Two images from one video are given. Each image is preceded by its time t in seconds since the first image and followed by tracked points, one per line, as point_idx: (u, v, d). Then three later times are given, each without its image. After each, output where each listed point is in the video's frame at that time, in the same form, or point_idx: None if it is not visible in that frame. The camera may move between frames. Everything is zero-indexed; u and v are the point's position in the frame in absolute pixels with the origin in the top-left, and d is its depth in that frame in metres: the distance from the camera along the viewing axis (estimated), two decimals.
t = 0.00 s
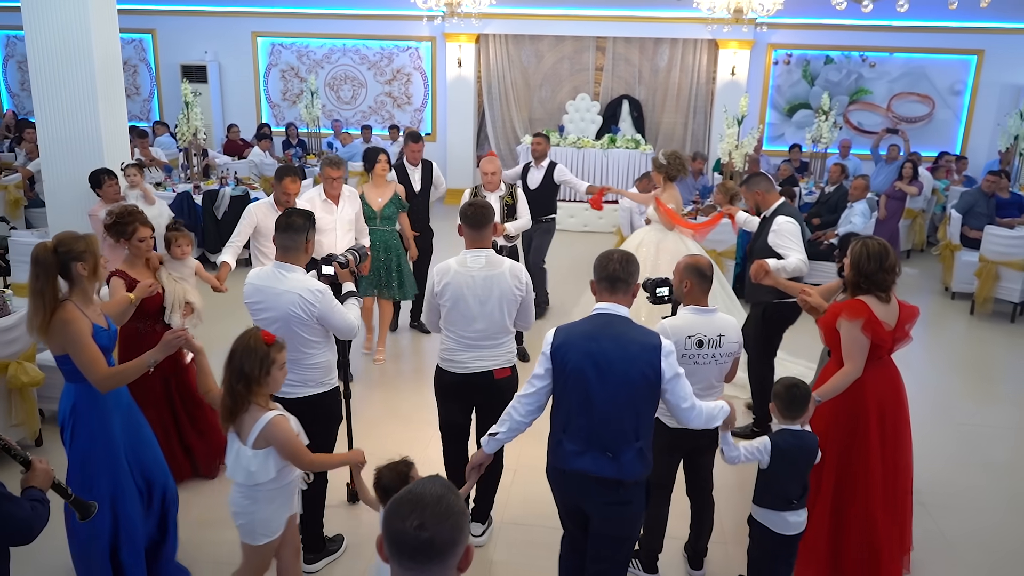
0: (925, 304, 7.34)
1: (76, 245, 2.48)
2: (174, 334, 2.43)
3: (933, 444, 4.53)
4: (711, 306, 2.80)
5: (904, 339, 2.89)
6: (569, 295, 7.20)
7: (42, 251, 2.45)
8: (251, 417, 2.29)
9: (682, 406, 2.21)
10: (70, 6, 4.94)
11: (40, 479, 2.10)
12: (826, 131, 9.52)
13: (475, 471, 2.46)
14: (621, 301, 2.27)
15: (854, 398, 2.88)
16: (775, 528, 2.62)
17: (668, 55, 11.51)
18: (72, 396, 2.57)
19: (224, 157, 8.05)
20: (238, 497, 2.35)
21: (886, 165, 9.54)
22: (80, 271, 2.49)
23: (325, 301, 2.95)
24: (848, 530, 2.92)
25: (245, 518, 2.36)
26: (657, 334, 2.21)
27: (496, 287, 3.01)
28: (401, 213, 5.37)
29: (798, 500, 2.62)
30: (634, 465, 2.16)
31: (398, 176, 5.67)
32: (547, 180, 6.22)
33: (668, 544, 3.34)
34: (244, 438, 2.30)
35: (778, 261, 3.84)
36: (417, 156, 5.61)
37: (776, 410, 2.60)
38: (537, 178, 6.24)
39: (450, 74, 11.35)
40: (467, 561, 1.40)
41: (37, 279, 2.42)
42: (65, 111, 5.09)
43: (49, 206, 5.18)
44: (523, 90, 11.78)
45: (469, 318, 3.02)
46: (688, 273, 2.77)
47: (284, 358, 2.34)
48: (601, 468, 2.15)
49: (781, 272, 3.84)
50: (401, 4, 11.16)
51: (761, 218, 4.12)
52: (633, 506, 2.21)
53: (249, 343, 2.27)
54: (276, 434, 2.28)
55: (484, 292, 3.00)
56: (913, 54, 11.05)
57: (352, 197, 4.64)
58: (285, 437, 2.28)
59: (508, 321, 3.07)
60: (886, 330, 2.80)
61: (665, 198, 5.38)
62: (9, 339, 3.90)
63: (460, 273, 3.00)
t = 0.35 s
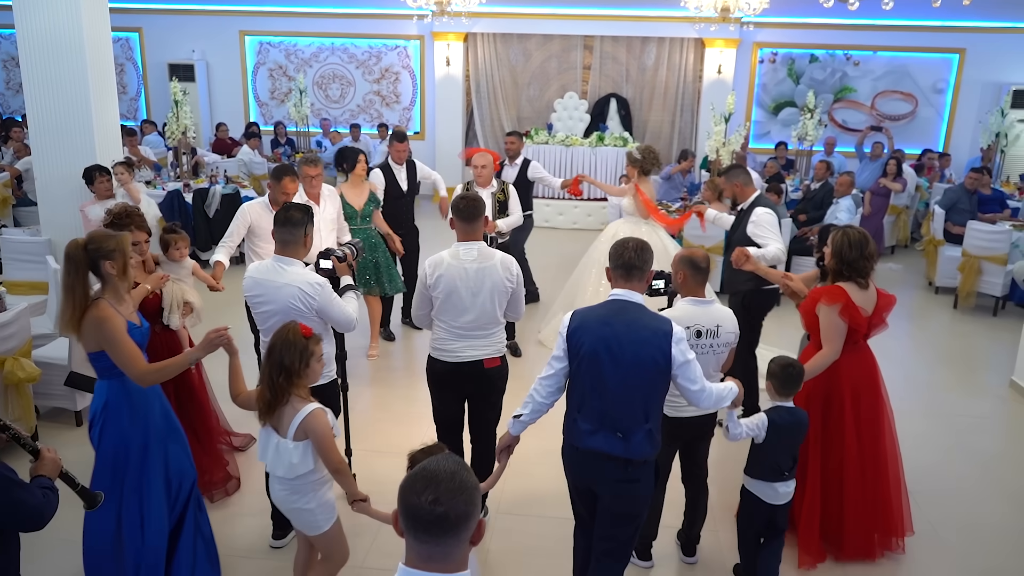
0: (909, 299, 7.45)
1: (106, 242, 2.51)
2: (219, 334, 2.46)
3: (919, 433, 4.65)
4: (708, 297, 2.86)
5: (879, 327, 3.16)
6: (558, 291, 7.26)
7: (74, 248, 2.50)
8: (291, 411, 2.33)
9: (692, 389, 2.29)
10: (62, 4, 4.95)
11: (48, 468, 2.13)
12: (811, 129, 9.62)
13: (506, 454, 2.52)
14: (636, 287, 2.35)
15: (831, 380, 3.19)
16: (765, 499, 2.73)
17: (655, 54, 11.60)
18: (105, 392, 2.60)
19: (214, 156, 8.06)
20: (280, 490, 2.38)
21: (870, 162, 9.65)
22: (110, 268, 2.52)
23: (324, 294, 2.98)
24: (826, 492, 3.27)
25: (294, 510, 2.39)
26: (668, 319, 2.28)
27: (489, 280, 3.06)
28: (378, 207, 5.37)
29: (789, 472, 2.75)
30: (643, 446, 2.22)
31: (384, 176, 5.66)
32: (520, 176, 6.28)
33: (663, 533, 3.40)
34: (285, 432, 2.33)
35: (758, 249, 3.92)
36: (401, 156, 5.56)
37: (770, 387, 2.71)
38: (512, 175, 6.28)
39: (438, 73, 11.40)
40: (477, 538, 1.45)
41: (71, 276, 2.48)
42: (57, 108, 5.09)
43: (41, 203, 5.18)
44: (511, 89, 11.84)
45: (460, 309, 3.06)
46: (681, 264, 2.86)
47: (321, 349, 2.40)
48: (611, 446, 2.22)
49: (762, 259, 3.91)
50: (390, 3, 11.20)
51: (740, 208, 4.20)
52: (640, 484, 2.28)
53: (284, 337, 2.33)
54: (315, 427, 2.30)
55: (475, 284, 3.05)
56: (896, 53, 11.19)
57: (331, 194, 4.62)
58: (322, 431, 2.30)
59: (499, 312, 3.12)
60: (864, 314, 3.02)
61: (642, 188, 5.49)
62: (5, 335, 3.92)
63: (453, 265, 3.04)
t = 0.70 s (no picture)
0: (895, 293, 7.55)
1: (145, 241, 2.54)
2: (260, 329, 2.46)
3: (907, 424, 4.71)
4: (705, 287, 2.93)
5: (854, 314, 3.25)
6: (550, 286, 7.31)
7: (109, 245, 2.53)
8: (327, 401, 2.37)
9: (705, 372, 2.35)
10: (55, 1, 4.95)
11: (55, 456, 2.15)
12: (798, 125, 9.70)
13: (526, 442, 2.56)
14: (652, 276, 2.43)
15: (808, 367, 3.28)
16: (778, 475, 2.93)
17: (643, 51, 11.68)
18: (144, 390, 2.60)
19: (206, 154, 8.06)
20: (314, 481, 2.42)
21: (856, 159, 9.76)
22: (146, 264, 2.53)
23: (323, 286, 3.02)
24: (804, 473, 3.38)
25: (326, 501, 2.42)
26: (682, 308, 2.35)
27: (483, 272, 3.11)
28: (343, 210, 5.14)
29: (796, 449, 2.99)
30: (659, 427, 2.29)
31: (366, 176, 5.53)
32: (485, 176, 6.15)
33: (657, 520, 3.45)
34: (319, 422, 2.38)
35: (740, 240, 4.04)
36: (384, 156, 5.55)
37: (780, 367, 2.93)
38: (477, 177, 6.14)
39: (428, 71, 11.46)
40: (486, 512, 1.49)
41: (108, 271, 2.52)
42: (50, 106, 5.10)
43: (34, 201, 5.18)
44: (500, 87, 11.90)
45: (452, 301, 3.10)
46: (680, 255, 2.91)
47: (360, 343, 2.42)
48: (627, 428, 2.30)
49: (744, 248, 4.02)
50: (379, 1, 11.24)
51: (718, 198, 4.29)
52: (659, 465, 2.34)
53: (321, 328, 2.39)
54: (350, 415, 2.34)
55: (469, 276, 3.09)
56: (881, 51, 11.31)
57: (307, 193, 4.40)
58: (357, 420, 2.34)
59: (492, 304, 3.17)
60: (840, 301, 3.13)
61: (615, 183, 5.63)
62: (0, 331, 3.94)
63: (447, 259, 3.08)
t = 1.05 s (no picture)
0: (885, 289, 7.61)
1: (169, 239, 2.49)
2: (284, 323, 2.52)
3: (898, 418, 4.76)
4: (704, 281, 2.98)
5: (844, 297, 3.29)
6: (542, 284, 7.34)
7: (136, 243, 2.48)
8: (359, 397, 2.40)
9: (746, 364, 2.41)
10: None
11: (58, 446, 2.17)
12: (788, 124, 9.76)
13: (563, 437, 2.57)
14: (691, 272, 2.47)
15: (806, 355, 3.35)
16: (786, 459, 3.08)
17: (634, 50, 11.72)
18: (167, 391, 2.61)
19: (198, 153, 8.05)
20: (347, 473, 2.46)
21: (846, 157, 9.83)
22: (170, 263, 2.50)
23: (321, 280, 3.05)
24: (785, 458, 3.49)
25: (362, 491, 2.46)
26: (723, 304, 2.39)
27: (484, 266, 3.15)
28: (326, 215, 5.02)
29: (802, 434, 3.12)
30: (701, 423, 2.35)
31: (351, 170, 5.53)
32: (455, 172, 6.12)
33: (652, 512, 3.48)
34: (353, 417, 2.41)
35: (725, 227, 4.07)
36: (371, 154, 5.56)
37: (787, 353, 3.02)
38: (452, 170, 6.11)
39: (419, 70, 11.51)
40: (491, 493, 1.53)
41: (132, 271, 2.47)
42: (42, 104, 5.09)
43: (27, 200, 5.18)
44: (492, 86, 11.93)
45: (456, 297, 3.13)
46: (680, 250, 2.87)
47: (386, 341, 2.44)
48: (670, 424, 2.35)
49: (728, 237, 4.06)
50: None
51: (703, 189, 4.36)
52: (698, 461, 2.39)
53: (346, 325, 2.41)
54: (383, 410, 2.38)
55: (474, 271, 3.14)
56: (870, 50, 11.39)
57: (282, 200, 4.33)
58: (389, 416, 2.37)
59: (491, 297, 3.22)
60: (830, 284, 3.17)
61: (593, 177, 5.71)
62: None
63: (452, 254, 3.11)
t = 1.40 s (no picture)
0: (878, 286, 7.66)
1: (208, 238, 2.41)
2: (312, 319, 2.52)
3: (890, 413, 4.80)
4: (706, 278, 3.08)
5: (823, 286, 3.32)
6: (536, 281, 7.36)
7: (180, 244, 2.30)
8: (384, 389, 2.45)
9: (764, 356, 2.48)
10: None
11: (59, 442, 2.18)
12: (781, 122, 9.79)
13: (595, 433, 2.68)
14: (712, 263, 2.53)
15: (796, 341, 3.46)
16: (779, 446, 3.13)
17: (628, 50, 11.76)
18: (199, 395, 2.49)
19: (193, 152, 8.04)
20: (372, 461, 2.50)
21: (838, 155, 9.88)
22: (209, 262, 2.41)
23: (318, 274, 3.07)
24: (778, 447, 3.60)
25: (389, 478, 2.52)
26: (743, 292, 2.47)
27: (492, 260, 3.18)
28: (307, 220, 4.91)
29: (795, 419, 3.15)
30: (729, 408, 2.43)
31: (333, 167, 5.51)
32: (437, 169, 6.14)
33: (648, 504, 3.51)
34: (381, 407, 2.45)
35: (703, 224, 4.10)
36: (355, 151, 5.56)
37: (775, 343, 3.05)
38: (430, 168, 6.17)
39: (413, 70, 11.57)
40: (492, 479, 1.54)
41: (178, 272, 2.29)
42: (38, 104, 5.08)
43: (22, 199, 5.18)
44: (486, 85, 11.95)
45: (467, 291, 3.15)
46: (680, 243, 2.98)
47: (406, 336, 2.49)
48: (699, 411, 2.44)
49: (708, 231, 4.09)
50: None
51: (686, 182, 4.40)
52: (725, 446, 2.49)
53: (372, 320, 2.44)
54: (412, 398, 2.46)
55: (484, 264, 3.16)
56: (862, 49, 11.46)
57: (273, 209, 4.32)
58: (418, 401, 2.46)
59: (499, 290, 3.25)
60: (812, 272, 3.21)
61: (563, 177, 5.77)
62: None
63: (464, 248, 3.11)
